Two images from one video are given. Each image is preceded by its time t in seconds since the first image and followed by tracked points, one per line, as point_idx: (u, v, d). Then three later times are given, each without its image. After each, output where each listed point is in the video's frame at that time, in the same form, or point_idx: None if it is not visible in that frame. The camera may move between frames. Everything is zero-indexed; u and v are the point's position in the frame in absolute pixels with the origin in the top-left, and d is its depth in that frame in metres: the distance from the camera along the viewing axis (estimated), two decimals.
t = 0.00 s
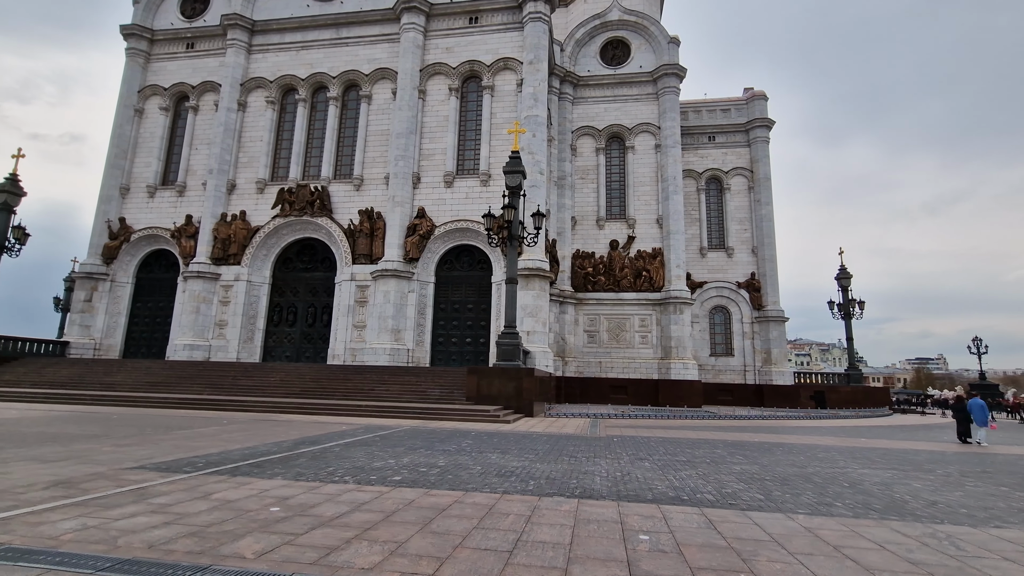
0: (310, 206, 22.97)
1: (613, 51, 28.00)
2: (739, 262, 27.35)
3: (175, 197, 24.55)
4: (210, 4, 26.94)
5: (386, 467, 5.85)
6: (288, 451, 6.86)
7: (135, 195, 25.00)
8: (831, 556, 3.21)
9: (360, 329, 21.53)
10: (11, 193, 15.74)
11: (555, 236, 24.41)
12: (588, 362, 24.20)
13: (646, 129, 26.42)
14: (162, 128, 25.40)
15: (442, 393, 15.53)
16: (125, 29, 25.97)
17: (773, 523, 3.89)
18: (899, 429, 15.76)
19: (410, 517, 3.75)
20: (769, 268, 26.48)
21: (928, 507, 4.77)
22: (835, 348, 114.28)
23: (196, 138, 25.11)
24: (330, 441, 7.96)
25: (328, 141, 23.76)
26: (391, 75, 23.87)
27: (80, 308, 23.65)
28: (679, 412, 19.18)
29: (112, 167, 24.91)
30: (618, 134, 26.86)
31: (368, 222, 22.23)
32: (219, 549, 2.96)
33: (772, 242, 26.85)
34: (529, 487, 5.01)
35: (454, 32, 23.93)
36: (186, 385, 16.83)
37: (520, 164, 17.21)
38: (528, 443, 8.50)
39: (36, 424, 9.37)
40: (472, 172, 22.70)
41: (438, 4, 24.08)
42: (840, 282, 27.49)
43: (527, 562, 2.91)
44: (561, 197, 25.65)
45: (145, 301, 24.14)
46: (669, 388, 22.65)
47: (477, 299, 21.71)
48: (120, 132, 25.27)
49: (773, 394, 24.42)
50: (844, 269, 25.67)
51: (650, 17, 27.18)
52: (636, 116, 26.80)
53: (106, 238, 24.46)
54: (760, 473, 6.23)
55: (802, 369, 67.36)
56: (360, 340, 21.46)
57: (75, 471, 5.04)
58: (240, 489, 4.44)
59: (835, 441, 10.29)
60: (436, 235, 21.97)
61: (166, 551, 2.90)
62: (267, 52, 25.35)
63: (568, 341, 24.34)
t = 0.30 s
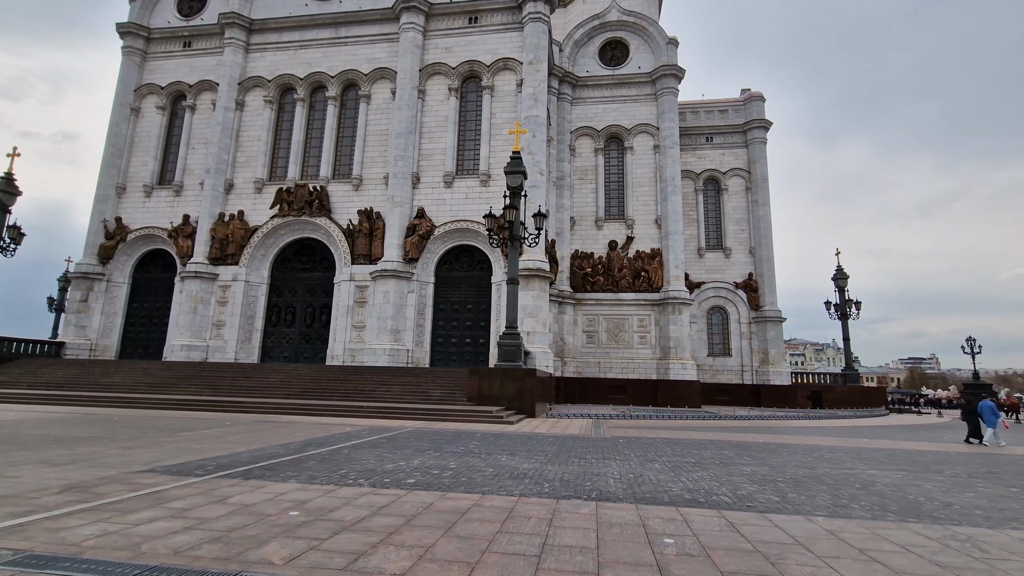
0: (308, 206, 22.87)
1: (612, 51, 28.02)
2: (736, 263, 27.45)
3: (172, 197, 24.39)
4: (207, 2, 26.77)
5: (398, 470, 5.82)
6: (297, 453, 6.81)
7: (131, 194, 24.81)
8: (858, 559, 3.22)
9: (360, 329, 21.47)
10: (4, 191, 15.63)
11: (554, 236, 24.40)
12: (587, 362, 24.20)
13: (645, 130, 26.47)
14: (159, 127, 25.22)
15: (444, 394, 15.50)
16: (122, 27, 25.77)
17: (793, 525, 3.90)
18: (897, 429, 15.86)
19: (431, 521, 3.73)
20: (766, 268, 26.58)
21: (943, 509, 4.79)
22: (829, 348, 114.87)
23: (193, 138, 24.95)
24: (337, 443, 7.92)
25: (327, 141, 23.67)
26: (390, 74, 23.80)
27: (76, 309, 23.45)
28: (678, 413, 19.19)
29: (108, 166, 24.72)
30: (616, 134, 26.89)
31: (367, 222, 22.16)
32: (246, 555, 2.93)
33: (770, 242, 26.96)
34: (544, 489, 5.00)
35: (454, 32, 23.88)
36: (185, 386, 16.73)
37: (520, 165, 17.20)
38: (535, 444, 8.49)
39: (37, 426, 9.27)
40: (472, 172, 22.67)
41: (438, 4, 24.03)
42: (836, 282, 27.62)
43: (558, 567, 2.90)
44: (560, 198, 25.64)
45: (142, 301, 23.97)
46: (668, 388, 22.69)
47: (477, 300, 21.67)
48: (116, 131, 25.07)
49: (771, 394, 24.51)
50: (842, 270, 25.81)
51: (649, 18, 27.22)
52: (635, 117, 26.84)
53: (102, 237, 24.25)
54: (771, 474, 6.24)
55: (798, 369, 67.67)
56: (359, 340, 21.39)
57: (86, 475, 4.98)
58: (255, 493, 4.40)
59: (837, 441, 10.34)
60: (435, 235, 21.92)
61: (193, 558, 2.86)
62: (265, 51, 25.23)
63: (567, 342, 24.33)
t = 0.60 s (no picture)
0: (308, 205, 22.79)
1: (611, 51, 28.05)
2: (735, 263, 27.53)
3: (170, 196, 24.26)
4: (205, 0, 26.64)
5: (413, 469, 5.80)
6: (308, 453, 6.78)
7: (129, 194, 24.66)
8: (889, 557, 3.22)
9: (360, 329, 21.43)
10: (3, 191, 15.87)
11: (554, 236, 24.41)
12: (587, 362, 24.20)
13: (645, 130, 26.51)
14: (157, 125, 25.07)
15: (446, 394, 15.47)
16: (119, 26, 25.61)
17: (818, 523, 3.91)
18: (897, 428, 15.95)
19: (457, 521, 3.72)
20: (765, 268, 26.67)
21: (961, 507, 4.81)
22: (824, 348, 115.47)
23: (191, 137, 24.81)
24: (346, 443, 7.88)
25: (327, 140, 23.60)
26: (390, 74, 23.75)
27: (73, 309, 23.28)
28: (679, 412, 19.22)
29: (106, 165, 24.56)
30: (616, 134, 26.93)
31: (367, 222, 22.10)
32: (279, 554, 2.92)
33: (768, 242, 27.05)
34: (562, 488, 4.99)
35: (454, 32, 23.86)
36: (185, 386, 16.64)
37: (522, 164, 17.19)
38: (543, 444, 8.48)
39: (41, 426, 9.18)
40: (473, 172, 22.65)
41: (438, 3, 23.98)
42: (834, 282, 27.73)
43: (593, 566, 2.90)
44: (560, 198, 25.64)
45: (140, 301, 23.82)
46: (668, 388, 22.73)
47: (478, 300, 21.64)
48: (114, 130, 24.92)
49: (769, 394, 24.59)
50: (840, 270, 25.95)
51: (649, 18, 27.26)
52: (634, 117, 26.88)
53: (99, 237, 24.08)
54: (784, 472, 6.24)
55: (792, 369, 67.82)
56: (359, 340, 21.35)
57: (101, 475, 4.94)
58: (275, 493, 4.38)
59: (842, 441, 10.37)
60: (436, 235, 21.89)
61: (226, 558, 2.84)
62: (264, 50, 25.14)
63: (567, 341, 24.34)
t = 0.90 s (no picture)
0: (309, 205, 22.74)
1: (612, 52, 28.07)
2: (735, 263, 27.58)
3: (170, 196, 24.17)
4: None
5: (427, 471, 5.79)
6: (319, 455, 6.75)
7: (129, 193, 24.57)
8: (916, 561, 3.23)
9: (362, 330, 21.39)
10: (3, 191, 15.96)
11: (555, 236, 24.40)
12: (588, 362, 24.21)
13: (645, 130, 26.53)
14: (157, 125, 24.98)
15: (449, 395, 15.45)
16: (119, 25, 25.51)
17: (839, 526, 3.91)
18: (898, 428, 16.01)
19: (480, 524, 3.71)
20: (765, 268, 26.73)
21: (977, 509, 4.82)
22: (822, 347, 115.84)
23: (192, 136, 24.73)
24: (355, 444, 7.85)
25: (328, 140, 23.55)
26: (391, 74, 23.72)
27: (73, 309, 23.16)
28: (681, 412, 19.24)
29: (105, 165, 24.46)
30: (617, 134, 26.95)
31: (369, 222, 22.07)
32: (308, 560, 2.91)
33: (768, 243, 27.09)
34: (579, 491, 4.98)
35: (455, 32, 23.84)
36: (187, 387, 16.59)
37: (525, 165, 17.18)
38: (551, 445, 8.47)
39: (46, 428, 9.13)
40: (475, 172, 22.64)
41: (439, 3, 23.96)
42: (834, 282, 27.80)
43: (623, 570, 2.89)
44: (561, 198, 25.63)
45: (140, 301, 23.73)
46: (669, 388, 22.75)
47: (480, 300, 21.63)
48: (114, 130, 24.82)
49: (769, 394, 24.63)
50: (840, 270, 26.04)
51: (649, 19, 27.28)
52: (635, 118, 26.90)
53: (99, 237, 23.98)
54: (796, 474, 6.25)
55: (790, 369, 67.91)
56: (361, 340, 21.32)
57: (116, 478, 4.91)
58: (293, 496, 4.36)
59: (848, 441, 10.38)
60: (438, 235, 21.88)
61: (256, 564, 2.83)
62: (265, 49, 25.07)
63: (568, 342, 24.35)
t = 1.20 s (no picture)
0: (311, 205, 22.69)
1: (613, 52, 28.07)
2: (735, 263, 27.62)
3: (171, 195, 24.10)
4: None
5: (442, 470, 5.78)
6: (332, 454, 6.73)
7: (129, 192, 24.48)
8: (945, 557, 3.24)
9: (364, 329, 21.37)
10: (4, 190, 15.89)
11: (557, 236, 24.40)
12: (589, 362, 24.22)
13: (646, 130, 26.56)
14: (158, 124, 24.90)
15: (454, 394, 15.44)
16: (119, 23, 25.42)
17: (862, 524, 3.92)
18: (900, 428, 16.05)
19: (505, 522, 3.71)
20: (765, 268, 26.78)
21: (995, 506, 4.84)
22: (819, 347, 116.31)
23: (193, 135, 24.67)
24: (366, 444, 7.84)
25: (330, 140, 23.52)
26: (393, 73, 23.68)
27: (73, 308, 23.07)
28: (684, 412, 19.27)
29: (106, 163, 24.37)
30: (618, 134, 26.96)
31: (371, 221, 22.03)
32: (342, 556, 2.91)
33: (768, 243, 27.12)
34: (597, 489, 4.97)
35: (457, 31, 23.83)
36: (190, 387, 16.54)
37: (529, 164, 17.15)
38: (561, 444, 8.46)
39: (52, 427, 9.08)
40: (477, 172, 22.62)
41: (441, 2, 23.93)
42: (834, 282, 27.87)
43: (657, 567, 2.89)
44: (563, 198, 25.63)
45: (141, 300, 23.65)
46: (670, 388, 22.77)
47: (482, 299, 21.60)
48: (114, 128, 24.73)
49: (770, 393, 24.64)
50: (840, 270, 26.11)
51: (650, 19, 27.31)
52: (637, 118, 26.92)
53: (99, 236, 23.88)
54: (810, 472, 6.25)
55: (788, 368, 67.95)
56: (363, 340, 21.30)
57: (133, 477, 4.88)
58: (314, 495, 4.35)
59: (854, 441, 10.40)
60: (440, 235, 21.86)
61: (290, 561, 2.82)
62: (266, 48, 25.02)
63: (569, 341, 24.35)
